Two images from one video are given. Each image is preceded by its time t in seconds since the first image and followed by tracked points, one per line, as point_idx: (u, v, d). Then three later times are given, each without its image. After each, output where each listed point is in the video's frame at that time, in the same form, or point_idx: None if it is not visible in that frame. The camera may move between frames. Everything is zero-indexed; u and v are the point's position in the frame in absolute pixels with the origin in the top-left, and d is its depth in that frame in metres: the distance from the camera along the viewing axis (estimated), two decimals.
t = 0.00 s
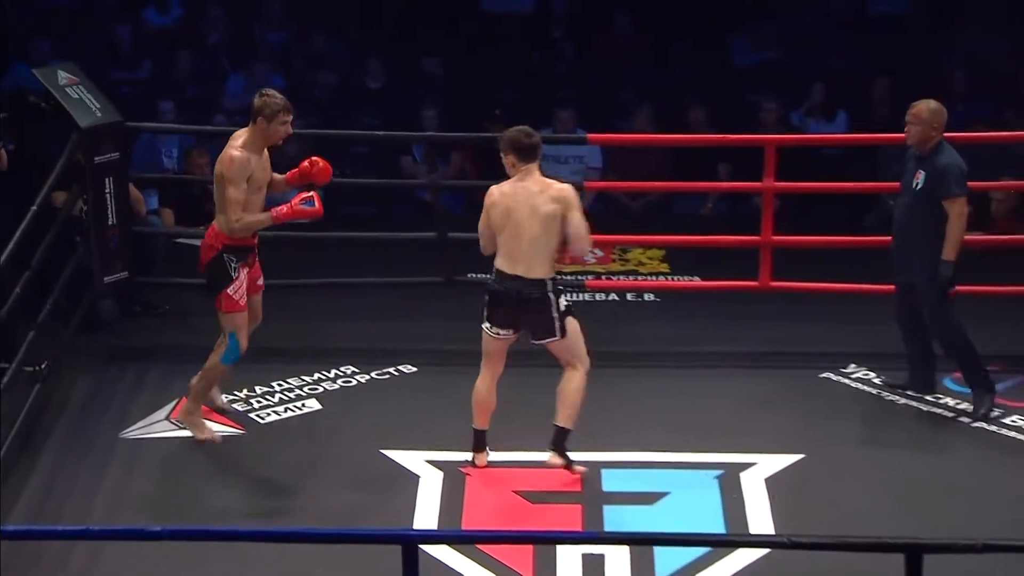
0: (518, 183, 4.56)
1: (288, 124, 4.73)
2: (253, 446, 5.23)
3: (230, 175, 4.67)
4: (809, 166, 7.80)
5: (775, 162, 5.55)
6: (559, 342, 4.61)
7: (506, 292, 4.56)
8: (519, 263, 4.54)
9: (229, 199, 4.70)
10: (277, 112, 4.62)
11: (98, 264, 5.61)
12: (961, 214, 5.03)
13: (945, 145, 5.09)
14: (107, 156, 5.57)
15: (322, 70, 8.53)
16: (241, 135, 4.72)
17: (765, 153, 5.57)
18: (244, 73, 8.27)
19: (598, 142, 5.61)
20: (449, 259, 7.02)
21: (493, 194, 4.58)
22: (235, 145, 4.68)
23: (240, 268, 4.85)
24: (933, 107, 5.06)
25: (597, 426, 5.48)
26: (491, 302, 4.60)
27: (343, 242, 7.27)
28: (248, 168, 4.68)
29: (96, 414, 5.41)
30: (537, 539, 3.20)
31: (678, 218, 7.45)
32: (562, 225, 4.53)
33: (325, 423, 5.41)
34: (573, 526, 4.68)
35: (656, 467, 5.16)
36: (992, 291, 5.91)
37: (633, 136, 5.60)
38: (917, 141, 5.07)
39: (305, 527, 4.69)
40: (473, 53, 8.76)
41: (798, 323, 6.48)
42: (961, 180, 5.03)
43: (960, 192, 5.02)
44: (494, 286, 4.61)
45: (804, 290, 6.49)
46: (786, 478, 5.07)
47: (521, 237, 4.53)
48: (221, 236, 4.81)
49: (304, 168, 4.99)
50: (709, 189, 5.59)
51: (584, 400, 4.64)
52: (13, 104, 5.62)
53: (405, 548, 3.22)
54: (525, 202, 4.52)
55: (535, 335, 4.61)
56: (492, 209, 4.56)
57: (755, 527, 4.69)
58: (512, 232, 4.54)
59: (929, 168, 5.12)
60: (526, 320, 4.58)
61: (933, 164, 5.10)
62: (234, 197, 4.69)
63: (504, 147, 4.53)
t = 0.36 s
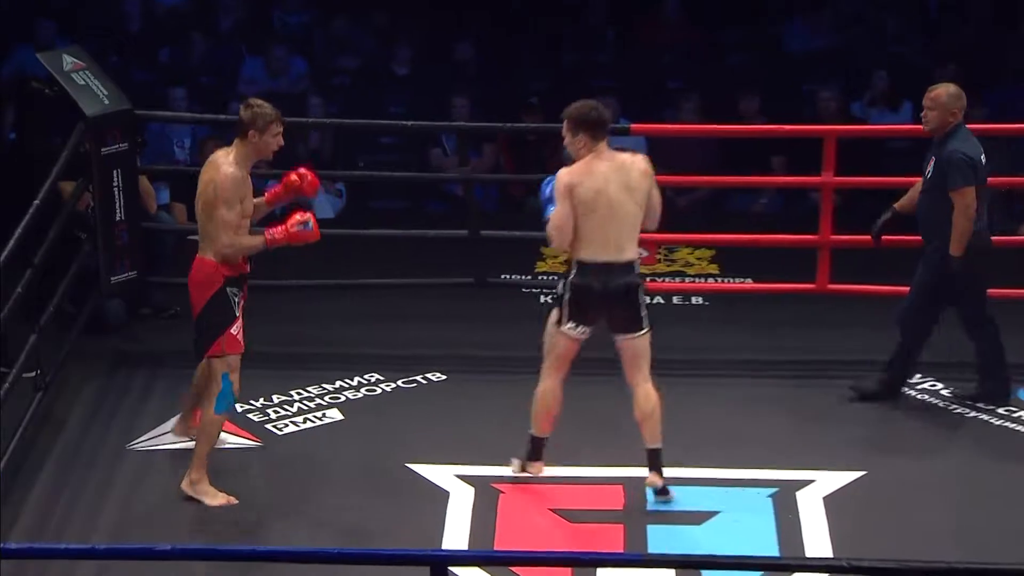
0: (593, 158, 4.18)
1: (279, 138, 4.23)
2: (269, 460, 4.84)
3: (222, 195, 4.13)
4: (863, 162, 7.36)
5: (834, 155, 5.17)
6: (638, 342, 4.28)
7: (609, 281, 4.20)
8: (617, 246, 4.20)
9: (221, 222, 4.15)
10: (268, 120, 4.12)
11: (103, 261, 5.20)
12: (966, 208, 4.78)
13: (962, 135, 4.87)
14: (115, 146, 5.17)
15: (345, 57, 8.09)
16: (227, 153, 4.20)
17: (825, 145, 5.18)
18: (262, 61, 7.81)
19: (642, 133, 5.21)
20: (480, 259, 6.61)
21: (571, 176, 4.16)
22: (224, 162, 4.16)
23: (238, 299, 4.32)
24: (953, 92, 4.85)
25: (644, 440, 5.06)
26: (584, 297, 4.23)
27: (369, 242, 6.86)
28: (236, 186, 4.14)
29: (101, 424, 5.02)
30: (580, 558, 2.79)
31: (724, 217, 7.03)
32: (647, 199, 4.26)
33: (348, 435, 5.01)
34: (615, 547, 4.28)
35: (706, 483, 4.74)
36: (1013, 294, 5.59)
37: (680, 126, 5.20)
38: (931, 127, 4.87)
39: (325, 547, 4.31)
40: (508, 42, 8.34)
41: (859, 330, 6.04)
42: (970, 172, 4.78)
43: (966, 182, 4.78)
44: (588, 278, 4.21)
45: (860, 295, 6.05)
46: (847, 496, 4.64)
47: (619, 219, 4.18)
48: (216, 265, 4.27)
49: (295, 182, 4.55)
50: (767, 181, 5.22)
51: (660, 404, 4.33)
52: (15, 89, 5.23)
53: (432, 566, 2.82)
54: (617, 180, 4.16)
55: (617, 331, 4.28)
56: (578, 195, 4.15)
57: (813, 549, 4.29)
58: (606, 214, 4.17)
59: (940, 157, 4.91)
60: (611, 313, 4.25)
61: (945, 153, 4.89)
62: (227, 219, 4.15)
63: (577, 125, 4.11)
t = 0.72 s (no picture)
0: (643, 164, 3.94)
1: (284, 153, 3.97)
2: (288, 449, 4.66)
3: (235, 211, 3.86)
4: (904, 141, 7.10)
5: (876, 133, 4.96)
6: (686, 352, 4.15)
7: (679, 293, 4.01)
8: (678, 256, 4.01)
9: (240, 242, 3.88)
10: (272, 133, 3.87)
11: (116, 243, 5.03)
12: (903, 180, 4.57)
13: (927, 108, 4.62)
14: (130, 123, 4.96)
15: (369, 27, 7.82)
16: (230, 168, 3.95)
17: (866, 122, 4.97)
18: (281, 33, 7.54)
19: (676, 110, 5.00)
20: (507, 240, 6.39)
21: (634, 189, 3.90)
22: (232, 178, 3.90)
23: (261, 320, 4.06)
24: (923, 64, 4.58)
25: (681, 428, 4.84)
26: (664, 316, 3.99)
27: (392, 222, 6.65)
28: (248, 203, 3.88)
29: (114, 412, 4.85)
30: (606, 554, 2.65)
31: (758, 198, 6.80)
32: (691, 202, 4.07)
33: (370, 423, 4.82)
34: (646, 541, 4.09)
35: (744, 474, 4.54)
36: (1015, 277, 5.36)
37: (716, 103, 4.99)
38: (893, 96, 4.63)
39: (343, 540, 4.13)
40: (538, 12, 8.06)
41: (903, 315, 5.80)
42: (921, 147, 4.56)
43: (911, 156, 4.56)
44: (663, 297, 3.99)
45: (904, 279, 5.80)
46: (891, 490, 4.44)
47: (681, 227, 3.99)
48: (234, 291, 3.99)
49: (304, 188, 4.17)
50: (804, 163, 4.99)
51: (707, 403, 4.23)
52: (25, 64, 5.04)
53: (454, 561, 2.69)
54: (677, 185, 3.96)
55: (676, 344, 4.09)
56: (648, 209, 3.89)
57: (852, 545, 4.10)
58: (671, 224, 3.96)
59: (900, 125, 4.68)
60: (678, 325, 4.04)
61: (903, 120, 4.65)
62: (243, 239, 3.87)
63: (638, 133, 3.86)
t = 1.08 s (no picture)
0: (634, 167, 3.91)
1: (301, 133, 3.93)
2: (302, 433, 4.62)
3: (267, 192, 3.79)
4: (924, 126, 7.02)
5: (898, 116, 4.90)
6: (682, 352, 4.09)
7: (678, 292, 3.98)
8: (675, 254, 3.98)
9: (274, 223, 3.81)
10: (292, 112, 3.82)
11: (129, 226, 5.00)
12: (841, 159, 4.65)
13: (869, 90, 4.66)
14: (144, 104, 4.93)
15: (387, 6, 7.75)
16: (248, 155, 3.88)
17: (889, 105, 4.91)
18: (297, 12, 7.48)
19: (696, 92, 4.95)
20: (523, 224, 6.34)
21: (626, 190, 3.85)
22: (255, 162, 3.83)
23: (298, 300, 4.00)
24: (861, 46, 4.64)
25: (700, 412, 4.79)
26: (657, 314, 3.94)
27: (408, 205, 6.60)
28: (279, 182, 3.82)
29: (127, 394, 4.81)
30: (622, 540, 2.61)
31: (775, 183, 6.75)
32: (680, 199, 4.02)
33: (385, 408, 4.78)
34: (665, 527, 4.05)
35: (764, 459, 4.49)
36: None
37: (735, 85, 4.94)
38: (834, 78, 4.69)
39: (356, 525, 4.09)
40: None
41: (924, 299, 5.74)
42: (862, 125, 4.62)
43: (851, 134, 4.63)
44: (653, 296, 3.94)
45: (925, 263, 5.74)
46: (913, 476, 4.38)
47: (675, 225, 3.95)
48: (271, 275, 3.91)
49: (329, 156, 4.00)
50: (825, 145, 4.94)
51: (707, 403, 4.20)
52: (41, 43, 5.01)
53: (469, 546, 2.65)
54: (672, 185, 3.93)
55: (664, 343, 4.07)
56: (644, 208, 3.87)
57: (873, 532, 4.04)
58: (665, 224, 3.92)
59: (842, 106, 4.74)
60: (669, 324, 4.01)
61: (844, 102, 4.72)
62: (280, 220, 3.81)
63: (629, 135, 3.82)
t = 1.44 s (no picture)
0: (618, 139, 3.92)
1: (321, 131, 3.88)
2: (310, 412, 4.61)
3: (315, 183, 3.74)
4: (935, 106, 6.98)
5: (909, 94, 4.88)
6: (653, 324, 4.13)
7: (663, 264, 4.02)
8: (661, 226, 4.01)
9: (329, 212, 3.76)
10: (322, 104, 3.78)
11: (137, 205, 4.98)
12: (797, 130, 4.73)
13: (796, 55, 4.76)
14: (151, 82, 4.91)
15: None
16: (275, 154, 3.82)
17: (900, 83, 4.89)
18: None
19: (706, 70, 4.92)
20: (532, 204, 6.32)
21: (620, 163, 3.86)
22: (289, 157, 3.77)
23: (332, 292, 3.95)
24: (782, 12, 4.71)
25: (709, 392, 4.77)
26: (643, 288, 3.98)
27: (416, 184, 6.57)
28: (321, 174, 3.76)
29: (135, 373, 4.80)
30: (630, 521, 2.59)
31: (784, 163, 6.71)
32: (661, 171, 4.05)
33: (392, 387, 4.76)
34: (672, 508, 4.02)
35: (775, 439, 4.46)
36: None
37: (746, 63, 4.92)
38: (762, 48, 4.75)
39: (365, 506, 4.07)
40: None
41: (935, 278, 5.71)
42: (804, 93, 4.71)
43: (799, 103, 4.71)
44: (640, 271, 3.97)
45: (935, 243, 5.71)
46: (924, 456, 4.35)
47: (662, 198, 3.98)
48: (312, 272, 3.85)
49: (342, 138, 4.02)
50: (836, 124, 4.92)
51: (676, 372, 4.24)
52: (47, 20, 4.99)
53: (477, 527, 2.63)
54: (656, 156, 3.95)
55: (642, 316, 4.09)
56: (635, 181, 3.88)
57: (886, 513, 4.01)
58: (654, 196, 3.94)
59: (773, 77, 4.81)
60: (650, 298, 4.04)
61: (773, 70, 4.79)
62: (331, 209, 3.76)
63: (616, 105, 3.83)
